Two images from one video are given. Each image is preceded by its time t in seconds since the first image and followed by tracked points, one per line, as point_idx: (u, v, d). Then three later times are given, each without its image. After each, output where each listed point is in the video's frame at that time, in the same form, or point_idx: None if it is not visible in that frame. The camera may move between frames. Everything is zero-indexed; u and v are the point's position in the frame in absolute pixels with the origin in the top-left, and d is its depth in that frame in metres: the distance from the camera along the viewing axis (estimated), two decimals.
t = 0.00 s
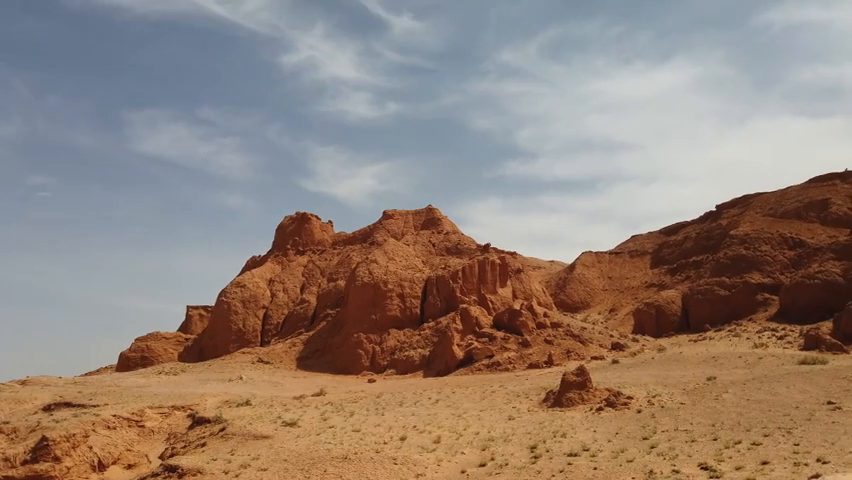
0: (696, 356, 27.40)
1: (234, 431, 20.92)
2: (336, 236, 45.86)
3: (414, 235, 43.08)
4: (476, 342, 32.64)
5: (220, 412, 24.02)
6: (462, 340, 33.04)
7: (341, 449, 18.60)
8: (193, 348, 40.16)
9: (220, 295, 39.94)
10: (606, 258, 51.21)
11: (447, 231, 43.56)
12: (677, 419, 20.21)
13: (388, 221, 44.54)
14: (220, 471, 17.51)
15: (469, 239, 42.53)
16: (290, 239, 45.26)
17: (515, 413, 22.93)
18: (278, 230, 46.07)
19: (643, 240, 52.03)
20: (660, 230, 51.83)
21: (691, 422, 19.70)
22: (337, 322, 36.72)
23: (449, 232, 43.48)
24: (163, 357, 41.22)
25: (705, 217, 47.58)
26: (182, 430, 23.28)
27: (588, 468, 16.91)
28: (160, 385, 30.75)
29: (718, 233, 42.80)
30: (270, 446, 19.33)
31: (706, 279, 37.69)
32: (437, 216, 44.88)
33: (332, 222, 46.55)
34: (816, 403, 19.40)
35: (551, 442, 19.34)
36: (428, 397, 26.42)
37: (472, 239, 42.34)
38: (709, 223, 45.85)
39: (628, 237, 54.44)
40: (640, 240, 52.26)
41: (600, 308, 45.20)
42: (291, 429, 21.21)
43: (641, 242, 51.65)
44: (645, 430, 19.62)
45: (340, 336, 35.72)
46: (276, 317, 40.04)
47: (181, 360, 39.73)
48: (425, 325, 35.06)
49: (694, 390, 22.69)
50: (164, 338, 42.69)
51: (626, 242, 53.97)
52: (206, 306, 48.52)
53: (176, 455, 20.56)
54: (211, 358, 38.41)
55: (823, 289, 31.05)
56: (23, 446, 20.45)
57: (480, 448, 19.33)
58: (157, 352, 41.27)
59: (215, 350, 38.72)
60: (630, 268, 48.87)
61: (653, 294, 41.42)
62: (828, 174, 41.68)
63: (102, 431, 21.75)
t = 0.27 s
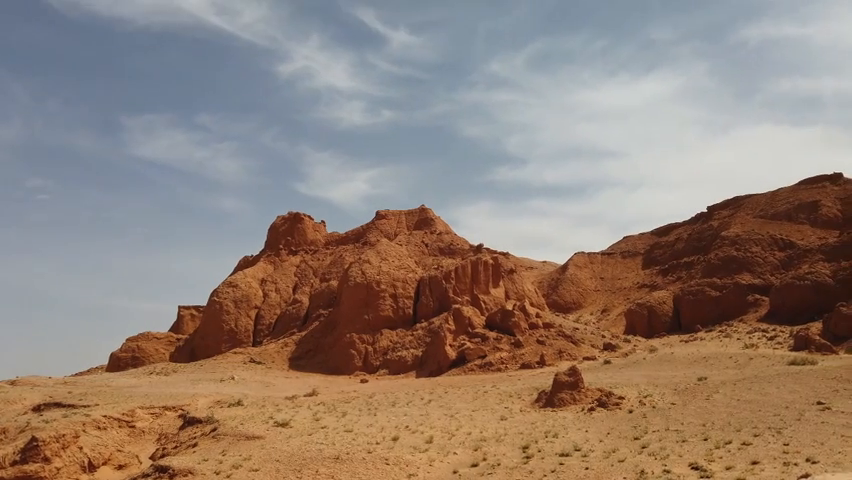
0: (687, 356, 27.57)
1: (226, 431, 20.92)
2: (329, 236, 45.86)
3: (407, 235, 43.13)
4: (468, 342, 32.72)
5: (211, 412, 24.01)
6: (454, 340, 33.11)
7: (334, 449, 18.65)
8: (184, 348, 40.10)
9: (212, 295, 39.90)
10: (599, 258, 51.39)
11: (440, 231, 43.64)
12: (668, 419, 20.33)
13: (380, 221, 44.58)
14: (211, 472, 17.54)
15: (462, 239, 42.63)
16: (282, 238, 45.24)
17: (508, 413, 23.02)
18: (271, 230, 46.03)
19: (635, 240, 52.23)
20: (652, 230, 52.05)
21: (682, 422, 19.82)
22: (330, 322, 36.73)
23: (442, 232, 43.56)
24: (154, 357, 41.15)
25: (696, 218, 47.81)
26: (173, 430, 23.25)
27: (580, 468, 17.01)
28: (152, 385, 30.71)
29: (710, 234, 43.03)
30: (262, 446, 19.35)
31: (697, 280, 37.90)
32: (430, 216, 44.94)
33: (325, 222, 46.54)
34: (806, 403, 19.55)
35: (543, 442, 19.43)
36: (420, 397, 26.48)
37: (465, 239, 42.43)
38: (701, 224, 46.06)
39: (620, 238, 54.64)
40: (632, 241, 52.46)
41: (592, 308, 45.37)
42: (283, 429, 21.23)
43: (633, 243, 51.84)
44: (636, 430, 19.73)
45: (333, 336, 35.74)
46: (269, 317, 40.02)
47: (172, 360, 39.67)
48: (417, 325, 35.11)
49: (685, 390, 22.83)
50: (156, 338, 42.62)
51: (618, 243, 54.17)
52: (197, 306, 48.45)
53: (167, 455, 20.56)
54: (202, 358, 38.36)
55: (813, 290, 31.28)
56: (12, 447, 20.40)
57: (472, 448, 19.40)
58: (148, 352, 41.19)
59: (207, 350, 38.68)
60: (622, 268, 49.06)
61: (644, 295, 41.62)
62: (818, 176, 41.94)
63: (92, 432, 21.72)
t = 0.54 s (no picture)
0: (679, 356, 27.68)
1: (218, 432, 20.88)
2: (322, 236, 45.83)
3: (400, 235, 43.14)
4: (462, 342, 32.75)
5: (203, 412, 23.98)
6: (448, 340, 33.14)
7: (327, 449, 18.66)
8: (176, 348, 40.00)
9: (204, 295, 39.83)
10: (591, 258, 51.51)
11: (434, 231, 43.67)
12: (660, 418, 20.40)
13: (374, 221, 44.59)
14: (203, 472, 17.52)
15: (455, 239, 42.69)
16: (275, 238, 45.19)
17: (501, 413, 23.06)
18: (263, 230, 45.98)
19: (628, 241, 52.38)
20: (644, 231, 52.21)
21: (674, 422, 19.91)
22: (323, 322, 36.71)
23: (435, 232, 43.59)
24: (146, 357, 41.05)
25: (688, 219, 47.99)
26: (165, 430, 23.20)
27: (573, 467, 17.07)
28: (143, 385, 30.65)
29: (702, 235, 43.19)
30: (255, 446, 19.34)
31: (689, 280, 38.05)
32: (423, 216, 44.97)
33: (318, 222, 46.51)
34: (796, 403, 19.65)
35: (536, 442, 19.48)
36: (413, 397, 26.50)
37: (458, 240, 42.48)
38: (693, 224, 46.24)
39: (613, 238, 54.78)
40: (624, 241, 52.61)
41: (584, 308, 45.49)
42: (276, 429, 21.23)
43: (625, 243, 51.99)
44: (628, 429, 19.79)
45: (326, 335, 35.71)
46: (261, 317, 39.97)
47: (164, 360, 39.58)
48: (410, 325, 35.13)
49: (677, 390, 22.92)
50: (148, 338, 42.51)
51: (611, 243, 54.31)
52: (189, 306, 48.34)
53: (159, 455, 20.53)
54: (195, 358, 38.27)
55: (803, 290, 31.46)
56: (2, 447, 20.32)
57: (465, 448, 19.44)
58: (140, 352, 41.09)
59: (200, 349, 38.59)
60: (615, 268, 49.21)
61: (637, 295, 41.76)
62: (809, 177, 42.15)
63: (83, 432, 21.65)
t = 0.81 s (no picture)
0: (671, 356, 27.81)
1: (210, 432, 20.85)
2: (315, 236, 45.82)
3: (393, 234, 43.16)
4: (455, 342, 32.80)
5: (195, 412, 23.96)
6: (441, 340, 33.18)
7: (320, 449, 18.67)
8: (168, 348, 39.91)
9: (197, 295, 39.76)
10: (584, 258, 51.66)
11: (427, 231, 43.71)
12: (651, 418, 20.49)
13: (367, 221, 44.60)
14: (195, 473, 17.50)
15: (449, 239, 42.74)
16: (268, 238, 45.15)
17: (493, 413, 23.12)
18: (256, 230, 45.93)
19: (620, 241, 52.55)
20: (637, 231, 52.39)
21: (665, 421, 20.00)
22: (316, 322, 36.70)
23: (428, 232, 43.63)
24: (137, 357, 40.96)
25: (680, 220, 48.18)
26: (156, 431, 23.16)
27: (565, 467, 17.13)
28: (135, 385, 30.59)
29: (694, 235, 43.37)
30: (247, 446, 19.32)
31: (681, 280, 38.20)
32: (416, 216, 45.00)
33: (311, 222, 46.50)
34: (787, 402, 19.77)
35: (528, 441, 19.53)
36: (406, 397, 26.52)
37: (451, 240, 42.53)
38: (685, 225, 46.45)
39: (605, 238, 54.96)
40: (617, 242, 52.77)
41: (577, 309, 45.63)
42: (268, 429, 21.22)
43: (618, 244, 52.15)
44: (620, 429, 19.87)
45: (319, 335, 35.70)
46: (254, 317, 39.92)
47: (156, 360, 39.48)
48: (403, 325, 35.17)
49: (669, 390, 23.02)
50: (139, 338, 42.42)
51: (603, 243, 54.46)
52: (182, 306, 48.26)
53: (151, 456, 20.49)
54: (187, 358, 38.19)
55: (794, 291, 31.65)
56: None
57: (457, 448, 19.47)
58: (131, 352, 40.99)
59: (192, 349, 38.51)
60: (607, 269, 49.36)
61: (629, 295, 41.93)
62: (800, 178, 42.38)
63: (74, 432, 21.59)
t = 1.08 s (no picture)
0: (663, 356, 27.93)
1: (202, 432, 20.82)
2: (309, 236, 45.79)
3: (387, 234, 43.16)
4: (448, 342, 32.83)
5: (187, 412, 23.93)
6: (434, 340, 33.20)
7: (312, 449, 18.69)
8: (160, 348, 39.81)
9: (189, 294, 39.70)
10: (577, 259, 51.79)
11: (420, 231, 43.73)
12: (643, 418, 20.57)
13: (361, 221, 44.60)
14: (187, 473, 17.47)
15: (442, 239, 42.78)
16: (261, 237, 45.10)
17: (486, 412, 23.18)
18: (249, 229, 45.89)
19: (613, 242, 52.70)
20: (629, 232, 52.54)
21: (657, 421, 20.09)
22: (309, 322, 36.67)
23: (422, 232, 43.66)
24: (129, 357, 40.87)
25: (672, 220, 48.35)
26: (148, 431, 23.13)
27: (557, 467, 17.19)
28: (127, 385, 30.54)
29: (686, 236, 43.53)
30: (240, 447, 19.31)
31: (673, 281, 38.33)
32: (410, 216, 45.02)
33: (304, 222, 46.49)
34: (777, 402, 19.88)
35: (521, 441, 19.59)
36: (399, 397, 26.55)
37: (445, 240, 42.58)
38: (677, 225, 46.61)
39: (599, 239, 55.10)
40: (610, 242, 52.92)
41: (570, 309, 45.76)
42: (260, 429, 21.22)
43: (611, 244, 52.30)
44: (612, 429, 19.94)
45: (312, 335, 35.68)
46: (247, 317, 39.86)
47: (148, 360, 39.38)
48: (396, 325, 35.19)
49: (661, 389, 23.11)
50: (131, 338, 42.32)
51: (597, 243, 54.61)
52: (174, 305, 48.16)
53: (142, 456, 20.45)
54: (179, 358, 38.11)
55: (785, 291, 31.82)
56: None
57: (450, 448, 19.51)
58: (123, 352, 40.88)
59: (184, 349, 38.43)
60: (600, 269, 49.50)
61: (621, 295, 42.08)
62: (791, 179, 42.57)
63: (65, 433, 21.55)
